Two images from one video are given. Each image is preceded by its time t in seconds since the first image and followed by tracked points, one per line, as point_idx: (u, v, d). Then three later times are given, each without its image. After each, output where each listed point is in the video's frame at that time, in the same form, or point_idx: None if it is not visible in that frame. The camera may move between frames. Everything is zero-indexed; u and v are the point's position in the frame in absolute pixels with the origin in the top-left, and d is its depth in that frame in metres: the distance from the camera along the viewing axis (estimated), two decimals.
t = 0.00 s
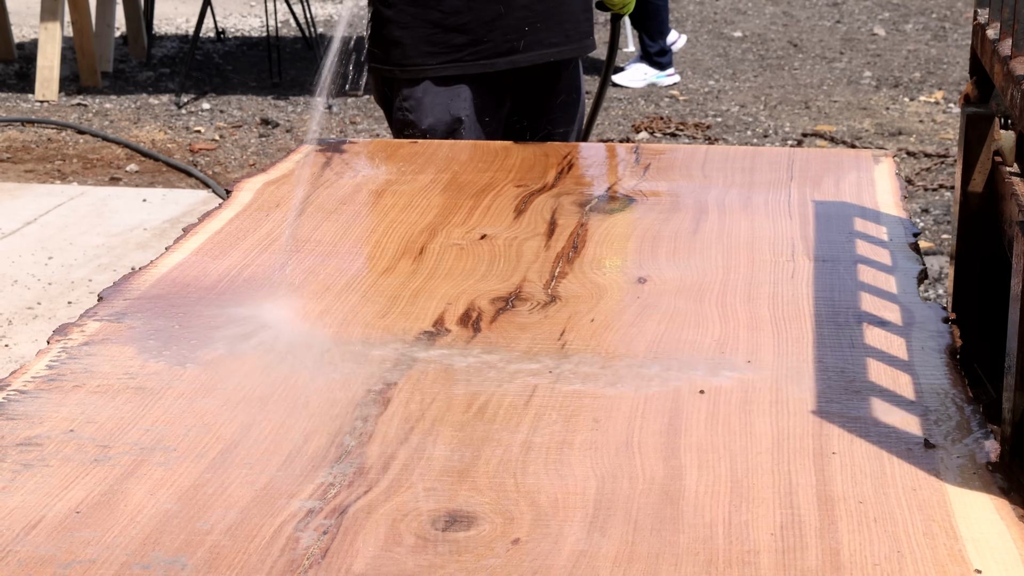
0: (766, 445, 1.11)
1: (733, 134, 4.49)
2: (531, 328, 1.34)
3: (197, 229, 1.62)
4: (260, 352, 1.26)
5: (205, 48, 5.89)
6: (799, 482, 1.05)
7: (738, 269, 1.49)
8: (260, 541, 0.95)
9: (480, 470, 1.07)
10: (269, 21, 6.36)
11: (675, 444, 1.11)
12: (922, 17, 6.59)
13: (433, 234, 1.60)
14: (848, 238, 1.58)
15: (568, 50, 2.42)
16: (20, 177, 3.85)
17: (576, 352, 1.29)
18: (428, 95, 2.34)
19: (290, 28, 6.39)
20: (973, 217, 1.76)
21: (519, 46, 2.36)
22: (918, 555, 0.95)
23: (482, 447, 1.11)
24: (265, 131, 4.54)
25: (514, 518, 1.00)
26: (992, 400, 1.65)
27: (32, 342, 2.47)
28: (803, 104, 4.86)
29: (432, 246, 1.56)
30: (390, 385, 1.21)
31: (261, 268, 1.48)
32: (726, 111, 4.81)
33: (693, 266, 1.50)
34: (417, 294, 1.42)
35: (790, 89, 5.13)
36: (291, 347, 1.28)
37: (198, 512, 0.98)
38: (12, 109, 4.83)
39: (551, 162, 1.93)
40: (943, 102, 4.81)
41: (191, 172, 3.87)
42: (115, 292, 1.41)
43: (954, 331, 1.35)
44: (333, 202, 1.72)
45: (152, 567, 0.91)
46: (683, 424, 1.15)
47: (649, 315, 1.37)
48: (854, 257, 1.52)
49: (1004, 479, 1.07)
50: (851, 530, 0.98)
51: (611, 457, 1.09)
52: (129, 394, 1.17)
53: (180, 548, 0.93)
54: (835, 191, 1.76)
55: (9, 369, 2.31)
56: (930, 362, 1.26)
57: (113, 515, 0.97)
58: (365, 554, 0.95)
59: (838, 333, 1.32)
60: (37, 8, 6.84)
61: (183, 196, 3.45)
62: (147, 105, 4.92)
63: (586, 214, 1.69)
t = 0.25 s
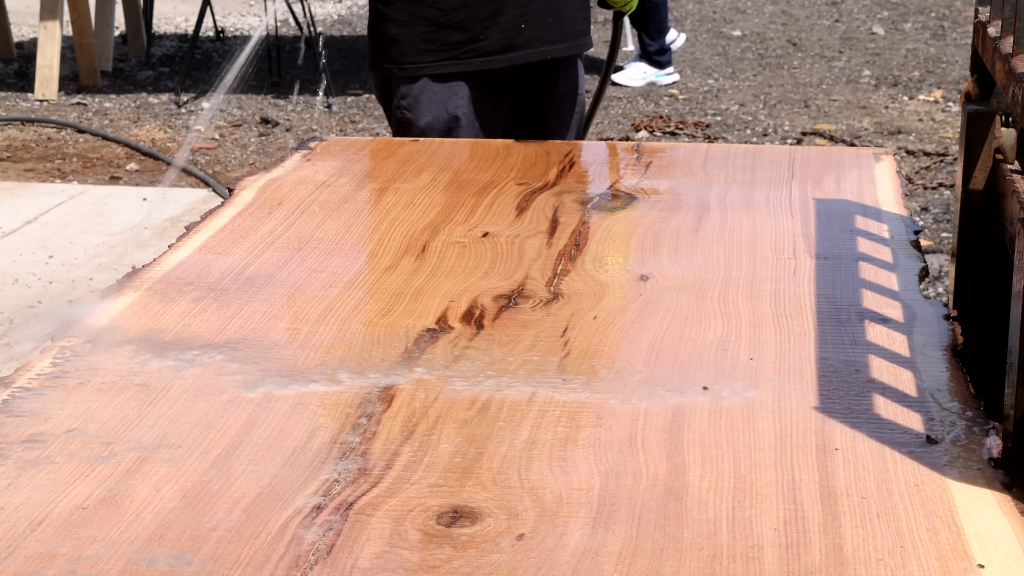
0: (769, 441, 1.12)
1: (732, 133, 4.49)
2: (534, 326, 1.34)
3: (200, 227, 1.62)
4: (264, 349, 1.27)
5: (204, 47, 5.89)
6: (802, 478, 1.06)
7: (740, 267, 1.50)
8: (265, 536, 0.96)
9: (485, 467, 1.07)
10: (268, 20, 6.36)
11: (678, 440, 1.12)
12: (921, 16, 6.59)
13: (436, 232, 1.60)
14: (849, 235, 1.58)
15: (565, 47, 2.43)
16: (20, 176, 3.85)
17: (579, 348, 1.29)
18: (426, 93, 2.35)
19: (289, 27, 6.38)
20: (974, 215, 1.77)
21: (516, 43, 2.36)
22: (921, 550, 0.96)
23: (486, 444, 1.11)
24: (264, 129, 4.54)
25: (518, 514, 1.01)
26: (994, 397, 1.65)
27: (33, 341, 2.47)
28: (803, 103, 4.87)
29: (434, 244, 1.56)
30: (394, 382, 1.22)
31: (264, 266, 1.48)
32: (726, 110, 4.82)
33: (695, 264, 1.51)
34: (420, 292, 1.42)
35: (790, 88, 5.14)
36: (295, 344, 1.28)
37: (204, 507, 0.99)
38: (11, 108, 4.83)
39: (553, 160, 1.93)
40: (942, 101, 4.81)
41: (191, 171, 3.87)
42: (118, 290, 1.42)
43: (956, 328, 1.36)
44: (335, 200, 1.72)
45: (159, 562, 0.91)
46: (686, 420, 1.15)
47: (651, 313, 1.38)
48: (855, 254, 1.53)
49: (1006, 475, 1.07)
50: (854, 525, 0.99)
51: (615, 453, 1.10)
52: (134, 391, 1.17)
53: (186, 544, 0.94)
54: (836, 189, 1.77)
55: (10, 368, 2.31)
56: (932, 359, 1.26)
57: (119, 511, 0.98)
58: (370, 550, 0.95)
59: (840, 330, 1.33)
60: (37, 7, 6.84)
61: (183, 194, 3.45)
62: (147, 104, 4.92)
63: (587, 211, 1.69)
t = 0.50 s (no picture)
0: (773, 433, 1.12)
1: (732, 129, 4.49)
2: (538, 320, 1.35)
3: (204, 222, 1.62)
4: (268, 343, 1.27)
5: (204, 44, 5.89)
6: (806, 470, 1.06)
7: (743, 262, 1.50)
8: (272, 529, 0.97)
9: (490, 460, 1.08)
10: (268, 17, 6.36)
11: (682, 433, 1.12)
12: (920, 13, 6.59)
13: (439, 227, 1.61)
14: (851, 230, 1.58)
15: (562, 43, 2.41)
16: (20, 172, 3.85)
17: (583, 342, 1.30)
18: (422, 88, 2.36)
19: (289, 23, 6.38)
20: (976, 209, 1.77)
21: (513, 38, 2.35)
22: (925, 541, 0.96)
23: (491, 437, 1.12)
24: (265, 126, 4.53)
25: (523, 506, 1.01)
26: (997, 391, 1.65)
27: (35, 336, 2.47)
28: (803, 99, 4.87)
29: (437, 239, 1.57)
30: (398, 375, 1.22)
31: (268, 260, 1.48)
32: (725, 107, 4.82)
33: (698, 259, 1.51)
34: (423, 286, 1.42)
35: (790, 85, 5.14)
36: (299, 337, 1.29)
37: (210, 499, 1.00)
38: (11, 105, 4.82)
39: (555, 155, 1.94)
40: (942, 97, 4.81)
41: (191, 167, 3.87)
42: (123, 284, 1.42)
43: (959, 322, 1.36)
44: (338, 195, 1.72)
45: (167, 554, 0.93)
46: (690, 413, 1.16)
47: (655, 307, 1.38)
48: (858, 249, 1.53)
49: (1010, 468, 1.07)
50: (858, 516, 0.99)
51: (619, 446, 1.10)
52: (140, 384, 1.18)
53: (193, 537, 0.95)
54: (838, 184, 1.77)
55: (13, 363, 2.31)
56: (934, 353, 1.27)
57: (126, 503, 0.99)
58: (377, 542, 0.96)
59: (843, 324, 1.33)
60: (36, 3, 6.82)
61: (184, 191, 3.46)
62: (147, 101, 4.92)
63: (590, 206, 1.70)
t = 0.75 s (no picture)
0: (779, 425, 1.12)
1: (732, 124, 4.49)
2: (543, 313, 1.35)
3: (208, 215, 1.62)
4: (274, 335, 1.28)
5: (204, 39, 5.88)
6: (812, 461, 1.07)
7: (747, 254, 1.50)
8: (280, 520, 0.97)
9: (496, 451, 1.08)
10: (268, 12, 6.35)
11: (688, 425, 1.13)
12: (920, 7, 6.59)
13: (443, 220, 1.61)
14: (855, 223, 1.59)
15: (564, 38, 2.39)
16: (21, 167, 3.85)
17: (588, 335, 1.30)
18: (425, 81, 2.37)
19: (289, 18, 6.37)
20: (978, 201, 1.78)
21: (515, 32, 2.36)
22: (931, 532, 0.96)
23: (497, 429, 1.12)
24: (265, 121, 4.53)
25: (530, 498, 1.02)
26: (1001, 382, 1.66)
27: (38, 331, 2.47)
28: (803, 94, 4.87)
29: (442, 232, 1.57)
30: (404, 368, 1.23)
31: (273, 254, 1.48)
32: (726, 101, 4.82)
33: (701, 252, 1.51)
34: (428, 279, 1.43)
35: (790, 79, 5.14)
36: (305, 330, 1.29)
37: (219, 491, 1.01)
38: (12, 100, 4.82)
39: (558, 149, 1.94)
40: (942, 92, 4.82)
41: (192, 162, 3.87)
42: (128, 278, 1.42)
43: (963, 314, 1.36)
44: (342, 188, 1.72)
45: (176, 545, 0.93)
46: (695, 405, 1.16)
47: (660, 300, 1.38)
48: (862, 242, 1.53)
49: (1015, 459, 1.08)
50: (864, 507, 1.00)
51: (625, 438, 1.11)
52: (147, 377, 1.18)
53: (202, 528, 0.96)
54: (841, 177, 1.77)
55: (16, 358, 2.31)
56: (939, 345, 1.27)
57: (135, 494, 0.99)
58: (385, 533, 0.97)
59: (847, 316, 1.33)
60: None
61: (185, 185, 3.45)
62: (147, 96, 4.91)
63: (593, 200, 1.70)
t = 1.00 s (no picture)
0: (786, 414, 1.13)
1: (733, 117, 4.49)
2: (548, 303, 1.35)
3: (213, 207, 1.63)
4: (281, 325, 1.28)
5: (204, 33, 5.87)
6: (818, 450, 1.07)
7: (751, 245, 1.50)
8: (289, 509, 0.98)
9: (504, 441, 1.09)
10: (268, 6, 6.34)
11: (695, 414, 1.13)
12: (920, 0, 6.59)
13: (447, 212, 1.61)
14: (859, 214, 1.59)
15: (562, 32, 2.40)
16: (23, 161, 3.85)
17: (594, 325, 1.30)
18: (424, 74, 2.37)
19: (289, 12, 6.36)
20: (982, 191, 1.78)
21: (515, 25, 2.35)
22: (938, 520, 0.97)
23: (504, 419, 1.12)
24: (266, 115, 4.52)
25: (539, 486, 1.02)
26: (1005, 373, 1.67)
27: (41, 323, 2.47)
28: (804, 87, 4.87)
29: (446, 224, 1.57)
30: (410, 358, 1.23)
31: (278, 245, 1.48)
32: (726, 95, 4.82)
33: (706, 243, 1.51)
34: (434, 270, 1.43)
35: (790, 73, 5.14)
36: (312, 321, 1.29)
37: (228, 479, 1.01)
38: (12, 94, 4.81)
39: (561, 141, 1.94)
40: (943, 85, 4.81)
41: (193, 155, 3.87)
42: (134, 269, 1.42)
43: (968, 304, 1.37)
44: (346, 180, 1.73)
45: (185, 534, 0.94)
46: (702, 394, 1.16)
47: (665, 290, 1.38)
48: (866, 233, 1.53)
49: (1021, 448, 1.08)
50: (872, 495, 1.00)
51: (633, 427, 1.11)
52: (154, 367, 1.19)
53: (211, 516, 0.96)
54: (845, 169, 1.77)
55: (19, 351, 2.31)
56: (944, 335, 1.27)
57: (144, 483, 1.00)
58: (394, 522, 0.97)
59: (852, 307, 1.34)
60: None
61: (186, 178, 3.45)
62: (148, 89, 4.91)
63: (597, 191, 1.70)
